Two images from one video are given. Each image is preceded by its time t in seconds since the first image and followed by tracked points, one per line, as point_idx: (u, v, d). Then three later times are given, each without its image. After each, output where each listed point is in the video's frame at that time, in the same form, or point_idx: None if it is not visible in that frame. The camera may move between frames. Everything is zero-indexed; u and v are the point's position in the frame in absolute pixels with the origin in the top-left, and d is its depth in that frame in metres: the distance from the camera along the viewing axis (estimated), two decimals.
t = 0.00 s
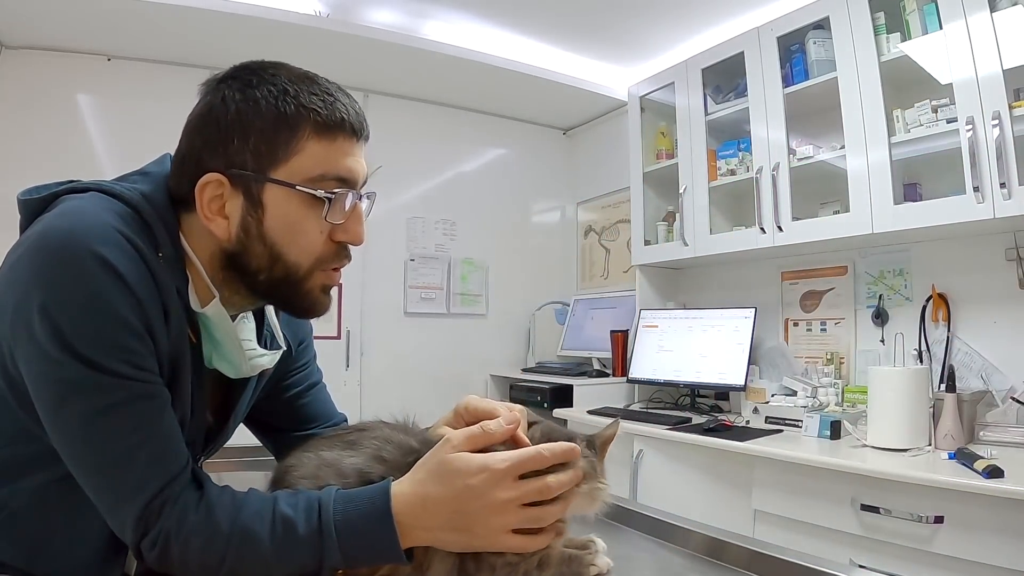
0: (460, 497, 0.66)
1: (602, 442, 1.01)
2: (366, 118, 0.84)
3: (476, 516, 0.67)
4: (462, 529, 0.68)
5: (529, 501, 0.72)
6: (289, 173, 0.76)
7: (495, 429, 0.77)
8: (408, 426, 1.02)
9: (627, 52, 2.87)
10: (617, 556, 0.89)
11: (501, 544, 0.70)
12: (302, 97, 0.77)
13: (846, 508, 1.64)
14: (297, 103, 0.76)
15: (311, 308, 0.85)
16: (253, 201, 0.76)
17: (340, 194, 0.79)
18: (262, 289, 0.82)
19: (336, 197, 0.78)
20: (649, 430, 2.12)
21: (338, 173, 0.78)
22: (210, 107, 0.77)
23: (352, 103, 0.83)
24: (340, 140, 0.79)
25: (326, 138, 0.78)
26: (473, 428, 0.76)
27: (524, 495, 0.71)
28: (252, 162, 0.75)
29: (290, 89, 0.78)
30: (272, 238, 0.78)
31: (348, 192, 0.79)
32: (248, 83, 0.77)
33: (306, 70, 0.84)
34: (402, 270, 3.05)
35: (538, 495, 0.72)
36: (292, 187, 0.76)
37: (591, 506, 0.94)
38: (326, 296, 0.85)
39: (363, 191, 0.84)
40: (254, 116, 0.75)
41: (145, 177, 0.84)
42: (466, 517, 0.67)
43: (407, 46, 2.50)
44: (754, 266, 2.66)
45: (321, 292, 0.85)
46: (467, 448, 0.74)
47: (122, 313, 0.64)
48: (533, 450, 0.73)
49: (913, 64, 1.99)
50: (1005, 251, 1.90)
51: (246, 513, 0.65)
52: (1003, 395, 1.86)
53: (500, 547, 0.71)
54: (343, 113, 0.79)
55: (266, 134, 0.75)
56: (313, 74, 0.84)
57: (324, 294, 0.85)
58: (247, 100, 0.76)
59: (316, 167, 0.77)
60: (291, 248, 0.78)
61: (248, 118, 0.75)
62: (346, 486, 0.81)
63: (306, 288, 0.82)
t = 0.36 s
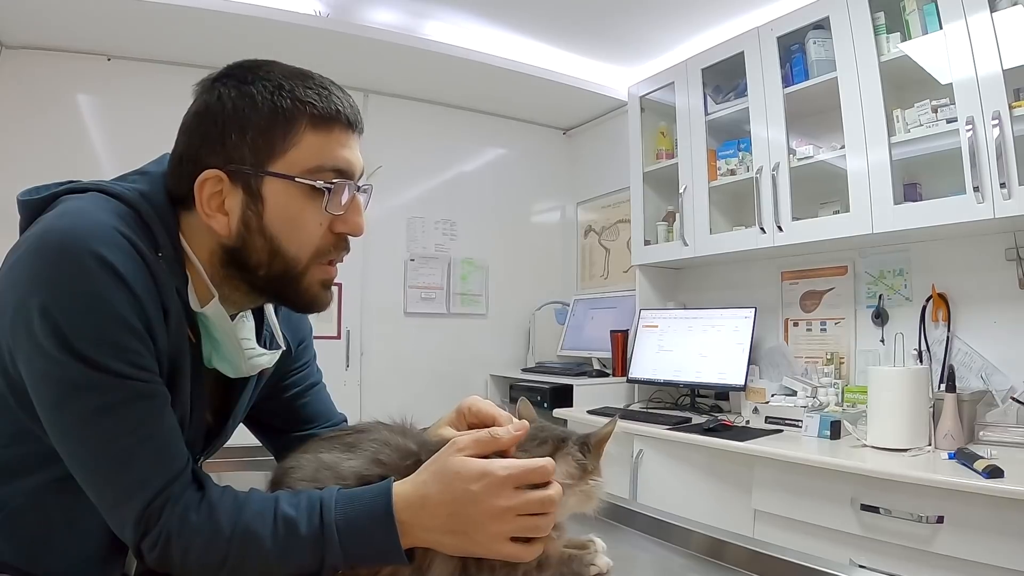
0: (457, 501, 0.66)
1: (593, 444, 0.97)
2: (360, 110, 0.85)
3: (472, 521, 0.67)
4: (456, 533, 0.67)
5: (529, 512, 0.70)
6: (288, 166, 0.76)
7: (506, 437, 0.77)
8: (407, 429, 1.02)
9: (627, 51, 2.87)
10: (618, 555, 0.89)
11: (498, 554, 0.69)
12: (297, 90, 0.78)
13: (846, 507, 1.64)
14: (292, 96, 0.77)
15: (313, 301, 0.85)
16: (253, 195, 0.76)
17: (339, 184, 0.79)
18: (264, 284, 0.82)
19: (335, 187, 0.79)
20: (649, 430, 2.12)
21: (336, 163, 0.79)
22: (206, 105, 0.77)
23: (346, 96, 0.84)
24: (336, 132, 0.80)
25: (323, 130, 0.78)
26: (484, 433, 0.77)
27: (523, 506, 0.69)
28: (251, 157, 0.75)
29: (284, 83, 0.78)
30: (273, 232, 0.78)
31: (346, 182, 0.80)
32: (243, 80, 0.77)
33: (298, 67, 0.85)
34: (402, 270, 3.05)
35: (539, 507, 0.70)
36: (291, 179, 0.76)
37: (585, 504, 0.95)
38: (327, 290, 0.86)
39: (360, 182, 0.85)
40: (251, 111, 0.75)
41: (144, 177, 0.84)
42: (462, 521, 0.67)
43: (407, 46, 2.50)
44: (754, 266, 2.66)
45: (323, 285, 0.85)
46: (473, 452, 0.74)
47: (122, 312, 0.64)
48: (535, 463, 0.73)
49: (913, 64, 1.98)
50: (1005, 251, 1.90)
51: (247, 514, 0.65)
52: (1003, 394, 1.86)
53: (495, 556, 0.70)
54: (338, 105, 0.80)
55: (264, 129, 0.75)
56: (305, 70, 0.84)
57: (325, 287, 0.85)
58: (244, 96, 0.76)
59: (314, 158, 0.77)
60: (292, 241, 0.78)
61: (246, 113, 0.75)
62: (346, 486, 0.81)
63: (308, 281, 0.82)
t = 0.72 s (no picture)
0: (454, 503, 0.66)
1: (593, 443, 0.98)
2: (339, 90, 0.85)
3: (472, 523, 0.67)
4: (452, 533, 0.67)
5: (527, 515, 0.70)
6: (275, 147, 0.76)
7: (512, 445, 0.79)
8: (405, 429, 1.02)
9: (627, 52, 2.87)
10: (618, 555, 0.89)
11: (493, 557, 0.69)
12: (275, 75, 0.78)
13: (846, 507, 1.64)
14: (270, 79, 0.77)
15: (316, 282, 0.85)
16: (244, 182, 0.76)
17: (326, 160, 0.79)
18: (266, 271, 0.82)
19: (324, 160, 0.79)
20: (649, 430, 2.12)
21: (321, 139, 0.79)
22: (188, 103, 0.77)
23: (324, 77, 0.84)
24: (318, 109, 0.80)
25: (304, 108, 0.79)
26: (491, 441, 0.78)
27: (520, 510, 0.69)
28: (238, 144, 0.75)
29: (262, 70, 0.79)
30: (269, 216, 0.78)
31: (334, 157, 0.80)
32: (221, 73, 0.78)
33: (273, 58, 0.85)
34: (402, 270, 3.05)
35: (536, 510, 0.70)
36: (280, 160, 0.76)
37: (586, 502, 0.94)
38: (330, 269, 0.86)
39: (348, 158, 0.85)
40: (232, 99, 0.75)
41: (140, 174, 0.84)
42: (460, 522, 0.66)
43: (407, 46, 2.50)
44: (754, 266, 2.66)
45: (326, 265, 0.85)
46: (479, 457, 0.75)
47: (124, 310, 0.64)
48: (534, 468, 0.72)
49: (913, 64, 1.98)
50: (1005, 251, 1.90)
51: (249, 514, 0.65)
52: (1003, 394, 1.86)
53: (492, 559, 0.69)
54: (316, 83, 0.81)
55: (247, 116, 0.75)
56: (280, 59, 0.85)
57: (328, 266, 0.85)
58: (224, 88, 0.76)
59: (299, 136, 0.77)
60: (289, 222, 0.78)
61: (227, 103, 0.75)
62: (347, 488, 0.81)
63: (309, 262, 0.82)
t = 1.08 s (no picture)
0: (461, 512, 0.66)
1: (593, 441, 0.98)
2: (337, 92, 0.85)
3: (475, 533, 0.67)
4: (453, 540, 0.67)
5: (531, 529, 0.70)
6: (268, 151, 0.76)
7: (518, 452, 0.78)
8: (405, 430, 1.02)
9: (627, 51, 2.87)
10: (619, 555, 0.89)
11: (495, 567, 0.69)
12: (271, 76, 0.78)
13: (846, 507, 1.64)
14: (266, 81, 0.77)
15: (307, 286, 0.86)
16: (235, 184, 0.76)
17: (320, 166, 0.79)
18: (257, 274, 0.82)
19: (317, 166, 0.79)
20: (649, 430, 2.12)
21: (315, 144, 0.79)
22: (183, 101, 0.77)
23: (322, 79, 0.84)
24: (314, 113, 0.80)
25: (299, 112, 0.78)
26: (497, 446, 0.77)
27: (526, 524, 0.69)
28: (231, 147, 0.75)
29: (258, 71, 0.78)
30: (260, 219, 0.78)
31: (327, 163, 0.80)
32: (217, 72, 0.78)
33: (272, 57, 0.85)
34: (402, 270, 3.05)
35: (540, 525, 0.70)
36: (272, 164, 0.76)
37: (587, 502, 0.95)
38: (322, 274, 0.86)
39: (343, 163, 0.85)
40: (227, 101, 0.75)
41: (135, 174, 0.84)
42: (463, 531, 0.67)
43: (407, 46, 2.50)
44: (753, 266, 2.66)
45: (318, 269, 0.85)
46: (484, 463, 0.74)
47: (118, 311, 0.64)
48: (544, 483, 0.71)
49: (914, 64, 1.98)
50: (1005, 251, 1.90)
51: (248, 514, 0.65)
52: (1003, 394, 1.86)
53: (493, 569, 0.70)
54: (313, 86, 0.80)
55: (241, 118, 0.75)
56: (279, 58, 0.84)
57: (319, 272, 0.85)
58: (219, 87, 0.76)
59: (292, 141, 0.77)
60: (280, 227, 0.79)
61: (222, 103, 0.75)
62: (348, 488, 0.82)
63: (301, 267, 0.83)
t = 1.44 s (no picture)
0: (464, 509, 0.66)
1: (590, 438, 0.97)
2: (338, 99, 0.85)
3: (478, 530, 0.67)
4: (455, 538, 0.67)
5: (532, 526, 0.70)
6: (262, 152, 0.76)
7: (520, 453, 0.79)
8: (403, 429, 1.02)
9: (627, 52, 2.87)
10: (618, 555, 0.89)
11: (497, 565, 0.69)
12: (273, 78, 0.78)
13: (846, 508, 1.64)
14: (267, 82, 0.77)
15: (293, 290, 0.85)
16: (227, 183, 0.76)
17: (314, 171, 0.79)
18: (244, 275, 0.82)
19: (311, 171, 0.79)
20: (648, 431, 2.12)
21: (310, 148, 0.79)
22: (182, 95, 0.77)
23: (324, 85, 0.84)
24: (311, 118, 0.80)
25: (297, 116, 0.78)
26: (497, 447, 0.78)
27: (529, 520, 0.70)
28: (226, 145, 0.75)
29: (260, 72, 0.79)
30: (250, 220, 0.78)
31: (321, 168, 0.80)
32: (219, 70, 0.78)
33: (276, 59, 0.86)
34: (402, 270, 3.05)
35: (541, 521, 0.71)
36: (266, 166, 0.76)
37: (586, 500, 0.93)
38: (308, 279, 0.86)
39: (338, 170, 0.85)
40: (226, 98, 0.75)
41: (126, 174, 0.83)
42: (466, 528, 0.67)
43: (408, 46, 2.50)
44: (753, 266, 2.66)
45: (305, 274, 0.85)
46: (485, 463, 0.75)
47: (109, 313, 0.64)
48: (543, 480, 0.72)
49: (914, 64, 1.99)
50: (1006, 251, 1.90)
51: (248, 515, 0.65)
52: (1003, 395, 1.86)
53: (494, 567, 0.70)
54: (313, 92, 0.81)
55: (238, 117, 0.75)
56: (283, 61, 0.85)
57: (306, 277, 0.85)
58: (219, 84, 0.76)
59: (288, 144, 0.77)
60: (269, 229, 0.79)
61: (220, 101, 0.76)
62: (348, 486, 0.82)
63: (287, 270, 0.82)
